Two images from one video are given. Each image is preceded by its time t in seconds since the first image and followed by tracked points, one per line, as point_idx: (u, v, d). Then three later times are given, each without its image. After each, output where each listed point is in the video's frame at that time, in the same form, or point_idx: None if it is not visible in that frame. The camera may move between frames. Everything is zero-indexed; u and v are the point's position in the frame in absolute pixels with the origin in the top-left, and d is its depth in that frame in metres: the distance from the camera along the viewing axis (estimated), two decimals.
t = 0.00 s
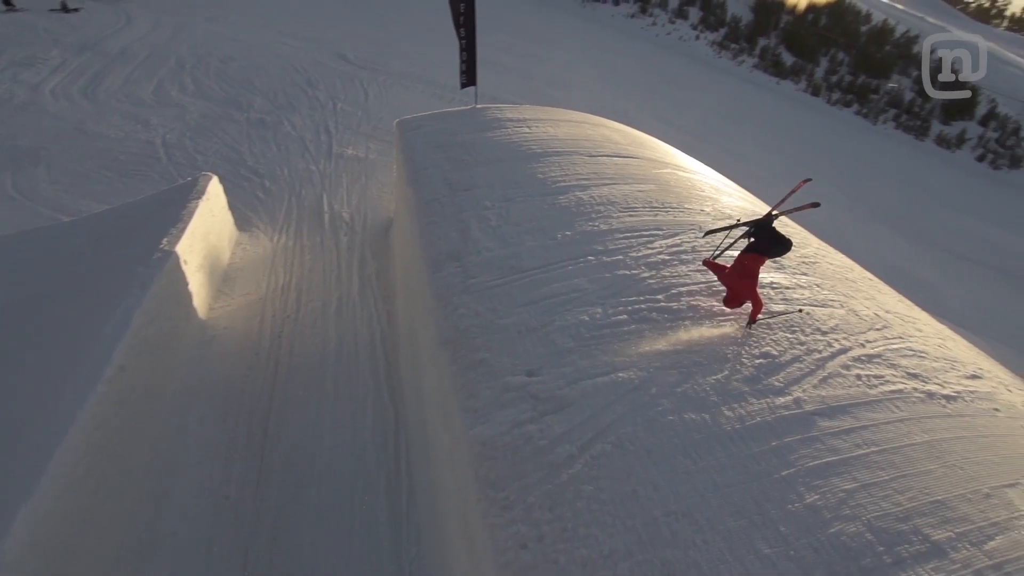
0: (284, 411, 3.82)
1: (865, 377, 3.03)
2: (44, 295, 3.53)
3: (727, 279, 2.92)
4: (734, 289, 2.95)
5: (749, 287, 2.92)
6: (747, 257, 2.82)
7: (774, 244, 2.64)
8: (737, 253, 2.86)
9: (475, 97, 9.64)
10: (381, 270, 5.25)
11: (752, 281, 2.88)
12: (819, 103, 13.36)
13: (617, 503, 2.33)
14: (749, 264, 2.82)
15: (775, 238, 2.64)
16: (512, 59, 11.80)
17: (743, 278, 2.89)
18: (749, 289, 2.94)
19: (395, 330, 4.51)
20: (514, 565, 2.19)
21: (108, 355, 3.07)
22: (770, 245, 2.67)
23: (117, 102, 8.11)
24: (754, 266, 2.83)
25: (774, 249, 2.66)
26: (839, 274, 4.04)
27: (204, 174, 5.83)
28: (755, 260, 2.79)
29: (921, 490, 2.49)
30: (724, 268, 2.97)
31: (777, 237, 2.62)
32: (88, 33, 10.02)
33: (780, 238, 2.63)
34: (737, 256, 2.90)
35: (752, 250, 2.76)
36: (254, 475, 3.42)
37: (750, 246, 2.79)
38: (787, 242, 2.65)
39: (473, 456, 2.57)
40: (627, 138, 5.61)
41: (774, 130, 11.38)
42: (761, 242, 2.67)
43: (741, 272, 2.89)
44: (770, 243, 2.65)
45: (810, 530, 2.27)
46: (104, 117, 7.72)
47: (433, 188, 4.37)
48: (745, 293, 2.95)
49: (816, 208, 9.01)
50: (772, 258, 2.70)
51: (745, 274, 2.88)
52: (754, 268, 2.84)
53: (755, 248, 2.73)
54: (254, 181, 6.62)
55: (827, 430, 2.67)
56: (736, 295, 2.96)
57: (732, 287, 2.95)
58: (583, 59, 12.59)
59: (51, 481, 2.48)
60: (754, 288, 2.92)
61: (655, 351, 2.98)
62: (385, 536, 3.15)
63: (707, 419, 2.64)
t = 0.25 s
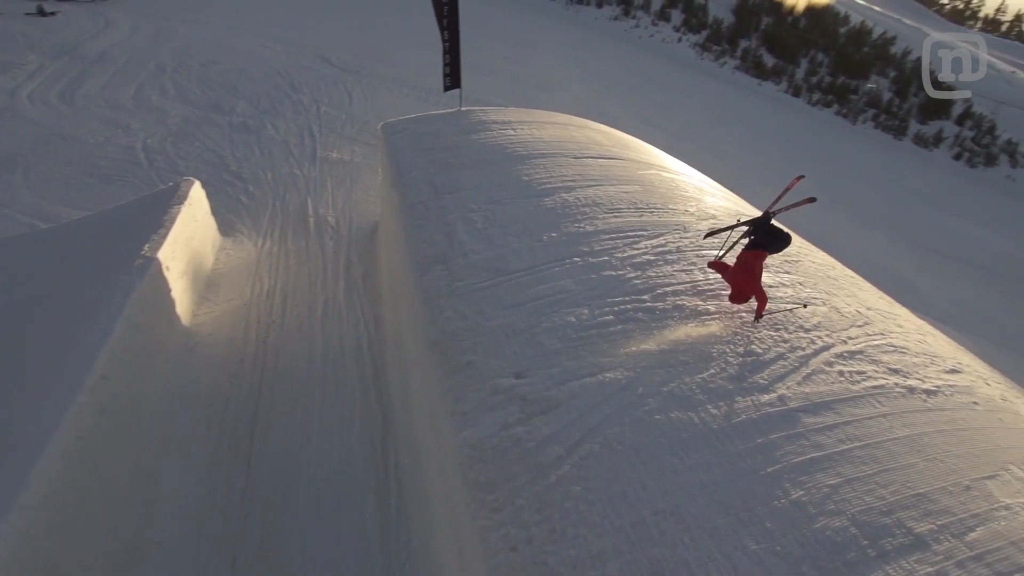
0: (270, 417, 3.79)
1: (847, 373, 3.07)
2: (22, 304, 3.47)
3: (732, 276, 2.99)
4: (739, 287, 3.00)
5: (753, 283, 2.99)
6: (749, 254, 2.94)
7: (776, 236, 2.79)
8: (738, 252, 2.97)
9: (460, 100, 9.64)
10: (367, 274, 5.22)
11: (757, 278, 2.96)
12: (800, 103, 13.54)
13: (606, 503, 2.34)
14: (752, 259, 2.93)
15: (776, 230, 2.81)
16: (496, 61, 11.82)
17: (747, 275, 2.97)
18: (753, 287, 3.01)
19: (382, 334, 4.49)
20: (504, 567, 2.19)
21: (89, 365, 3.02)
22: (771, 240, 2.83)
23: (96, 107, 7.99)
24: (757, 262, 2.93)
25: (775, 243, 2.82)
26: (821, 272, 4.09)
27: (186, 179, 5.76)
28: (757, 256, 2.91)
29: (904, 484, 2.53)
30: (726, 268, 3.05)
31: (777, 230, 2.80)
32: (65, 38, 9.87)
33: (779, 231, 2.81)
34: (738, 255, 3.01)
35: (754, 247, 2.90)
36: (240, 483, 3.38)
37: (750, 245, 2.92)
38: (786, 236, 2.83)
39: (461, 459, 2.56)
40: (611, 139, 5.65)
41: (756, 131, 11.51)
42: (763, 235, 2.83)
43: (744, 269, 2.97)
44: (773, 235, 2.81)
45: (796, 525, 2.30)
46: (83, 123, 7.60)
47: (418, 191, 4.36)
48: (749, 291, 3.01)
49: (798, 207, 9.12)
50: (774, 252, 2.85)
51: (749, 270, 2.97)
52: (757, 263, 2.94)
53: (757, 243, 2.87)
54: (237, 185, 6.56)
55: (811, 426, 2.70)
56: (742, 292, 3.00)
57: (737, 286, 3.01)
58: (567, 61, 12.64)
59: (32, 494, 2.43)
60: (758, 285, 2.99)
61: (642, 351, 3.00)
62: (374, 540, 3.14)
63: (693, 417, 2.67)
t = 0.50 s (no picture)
0: (256, 423, 3.75)
1: (831, 370, 3.11)
2: None
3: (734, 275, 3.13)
4: (743, 282, 3.15)
5: (756, 278, 3.12)
6: (749, 251, 3.02)
7: (772, 234, 2.84)
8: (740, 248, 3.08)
9: (445, 103, 9.64)
10: (353, 278, 5.20)
11: (759, 273, 3.08)
12: (781, 104, 13.72)
13: (594, 504, 2.34)
14: (752, 257, 3.02)
15: (773, 228, 2.85)
16: (481, 64, 11.82)
17: (749, 272, 3.09)
18: (757, 281, 3.14)
19: (369, 339, 4.47)
20: (493, 571, 2.18)
21: (69, 374, 2.96)
22: (769, 236, 2.88)
23: (75, 112, 7.87)
24: (758, 258, 3.02)
25: (774, 239, 2.86)
26: (804, 271, 4.15)
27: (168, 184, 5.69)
28: (757, 254, 3.00)
29: (887, 478, 2.57)
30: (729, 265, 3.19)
31: (773, 227, 2.84)
32: (42, 42, 9.72)
33: (775, 229, 2.85)
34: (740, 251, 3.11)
35: (752, 246, 2.98)
36: (226, 491, 3.34)
37: (750, 242, 3.00)
38: (784, 231, 2.86)
39: (450, 462, 2.56)
40: (595, 141, 5.67)
41: (738, 132, 11.63)
42: (759, 235, 2.89)
43: (746, 265, 3.09)
44: (769, 233, 2.86)
45: (782, 521, 2.32)
46: (61, 128, 7.48)
47: (404, 195, 4.35)
48: (754, 285, 3.15)
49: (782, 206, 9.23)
50: (773, 248, 2.90)
51: (750, 267, 3.08)
52: (756, 261, 3.03)
53: (755, 241, 2.94)
54: (220, 190, 6.50)
55: (796, 423, 2.73)
56: (746, 288, 3.15)
57: (741, 281, 3.15)
58: (551, 64, 12.68)
59: (12, 506, 2.38)
60: (762, 279, 3.11)
61: (628, 351, 3.02)
62: (363, 546, 3.11)
63: (680, 416, 2.68)
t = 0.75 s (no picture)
0: (242, 430, 3.71)
1: (815, 367, 3.15)
2: None
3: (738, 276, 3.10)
4: (746, 283, 3.13)
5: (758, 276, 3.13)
6: (749, 250, 3.05)
7: (771, 233, 2.90)
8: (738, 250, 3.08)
9: (430, 106, 9.64)
10: (339, 283, 5.17)
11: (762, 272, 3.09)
12: (763, 106, 13.89)
13: (584, 505, 2.35)
14: (752, 255, 3.04)
15: (770, 227, 2.91)
16: (465, 66, 11.83)
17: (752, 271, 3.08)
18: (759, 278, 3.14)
19: (357, 343, 4.44)
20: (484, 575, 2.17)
21: (49, 384, 2.91)
22: (768, 234, 2.93)
23: (53, 117, 7.75)
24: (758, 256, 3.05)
25: (773, 236, 2.92)
26: (787, 270, 4.20)
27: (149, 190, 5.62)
28: (757, 252, 3.02)
29: (871, 473, 2.60)
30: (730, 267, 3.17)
31: (770, 225, 2.90)
32: (19, 46, 9.55)
33: (772, 226, 2.90)
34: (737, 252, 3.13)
35: (752, 245, 3.00)
36: (212, 500, 3.30)
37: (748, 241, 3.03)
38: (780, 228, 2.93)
39: (438, 466, 2.55)
40: (581, 143, 5.69)
41: (722, 133, 11.75)
42: (758, 234, 2.94)
43: (748, 265, 3.09)
44: (767, 233, 2.91)
45: (769, 517, 2.34)
46: (39, 134, 7.36)
47: (390, 198, 4.34)
48: (757, 284, 3.14)
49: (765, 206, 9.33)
50: (773, 245, 2.95)
51: (752, 266, 3.09)
52: (757, 258, 3.05)
53: (754, 240, 2.98)
54: (203, 195, 6.43)
55: (781, 421, 2.76)
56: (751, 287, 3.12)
57: (744, 282, 3.13)
58: (536, 67, 12.72)
59: None
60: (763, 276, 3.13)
61: (616, 352, 3.03)
62: (352, 552, 3.09)
63: (668, 416, 2.70)
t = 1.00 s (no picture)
0: (229, 437, 3.67)
1: (800, 364, 3.19)
2: None
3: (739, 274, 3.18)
4: (748, 280, 3.21)
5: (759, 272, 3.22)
6: (747, 248, 3.14)
7: (769, 229, 2.99)
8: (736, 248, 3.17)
9: (416, 109, 9.63)
10: (326, 287, 5.14)
11: (763, 267, 3.17)
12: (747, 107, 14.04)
13: (573, 506, 2.35)
14: (752, 253, 3.13)
15: (767, 223, 3.00)
16: (451, 69, 11.82)
17: (752, 268, 3.17)
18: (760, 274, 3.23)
19: (345, 348, 4.42)
20: None
21: (30, 395, 2.86)
22: (765, 230, 3.03)
23: (32, 123, 7.62)
24: (758, 253, 3.14)
25: (770, 233, 3.02)
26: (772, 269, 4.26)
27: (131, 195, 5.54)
28: (756, 248, 3.11)
29: (856, 468, 2.63)
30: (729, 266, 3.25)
31: (768, 222, 2.99)
32: None
33: (769, 223, 3.00)
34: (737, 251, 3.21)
35: (751, 242, 3.09)
36: (198, 508, 3.26)
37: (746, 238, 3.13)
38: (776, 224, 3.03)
39: (428, 470, 2.53)
40: (566, 145, 5.72)
41: (706, 134, 11.86)
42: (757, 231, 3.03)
43: (748, 262, 3.18)
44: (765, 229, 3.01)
45: (756, 514, 2.36)
46: (17, 139, 7.24)
47: (376, 202, 4.32)
48: (759, 280, 3.22)
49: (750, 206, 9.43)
50: (771, 241, 3.04)
51: (752, 263, 3.18)
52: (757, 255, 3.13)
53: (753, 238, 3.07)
54: (187, 200, 6.36)
55: (768, 418, 2.79)
56: (753, 284, 3.20)
57: (746, 280, 3.21)
58: (522, 69, 12.75)
59: None
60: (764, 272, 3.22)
61: (604, 352, 3.04)
62: (342, 558, 3.07)
63: (656, 415, 2.71)
